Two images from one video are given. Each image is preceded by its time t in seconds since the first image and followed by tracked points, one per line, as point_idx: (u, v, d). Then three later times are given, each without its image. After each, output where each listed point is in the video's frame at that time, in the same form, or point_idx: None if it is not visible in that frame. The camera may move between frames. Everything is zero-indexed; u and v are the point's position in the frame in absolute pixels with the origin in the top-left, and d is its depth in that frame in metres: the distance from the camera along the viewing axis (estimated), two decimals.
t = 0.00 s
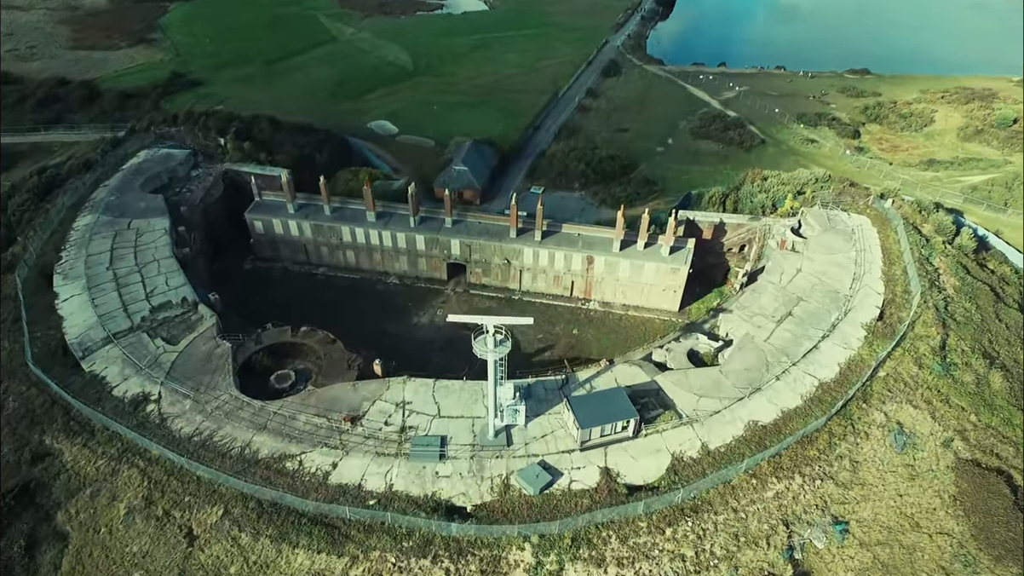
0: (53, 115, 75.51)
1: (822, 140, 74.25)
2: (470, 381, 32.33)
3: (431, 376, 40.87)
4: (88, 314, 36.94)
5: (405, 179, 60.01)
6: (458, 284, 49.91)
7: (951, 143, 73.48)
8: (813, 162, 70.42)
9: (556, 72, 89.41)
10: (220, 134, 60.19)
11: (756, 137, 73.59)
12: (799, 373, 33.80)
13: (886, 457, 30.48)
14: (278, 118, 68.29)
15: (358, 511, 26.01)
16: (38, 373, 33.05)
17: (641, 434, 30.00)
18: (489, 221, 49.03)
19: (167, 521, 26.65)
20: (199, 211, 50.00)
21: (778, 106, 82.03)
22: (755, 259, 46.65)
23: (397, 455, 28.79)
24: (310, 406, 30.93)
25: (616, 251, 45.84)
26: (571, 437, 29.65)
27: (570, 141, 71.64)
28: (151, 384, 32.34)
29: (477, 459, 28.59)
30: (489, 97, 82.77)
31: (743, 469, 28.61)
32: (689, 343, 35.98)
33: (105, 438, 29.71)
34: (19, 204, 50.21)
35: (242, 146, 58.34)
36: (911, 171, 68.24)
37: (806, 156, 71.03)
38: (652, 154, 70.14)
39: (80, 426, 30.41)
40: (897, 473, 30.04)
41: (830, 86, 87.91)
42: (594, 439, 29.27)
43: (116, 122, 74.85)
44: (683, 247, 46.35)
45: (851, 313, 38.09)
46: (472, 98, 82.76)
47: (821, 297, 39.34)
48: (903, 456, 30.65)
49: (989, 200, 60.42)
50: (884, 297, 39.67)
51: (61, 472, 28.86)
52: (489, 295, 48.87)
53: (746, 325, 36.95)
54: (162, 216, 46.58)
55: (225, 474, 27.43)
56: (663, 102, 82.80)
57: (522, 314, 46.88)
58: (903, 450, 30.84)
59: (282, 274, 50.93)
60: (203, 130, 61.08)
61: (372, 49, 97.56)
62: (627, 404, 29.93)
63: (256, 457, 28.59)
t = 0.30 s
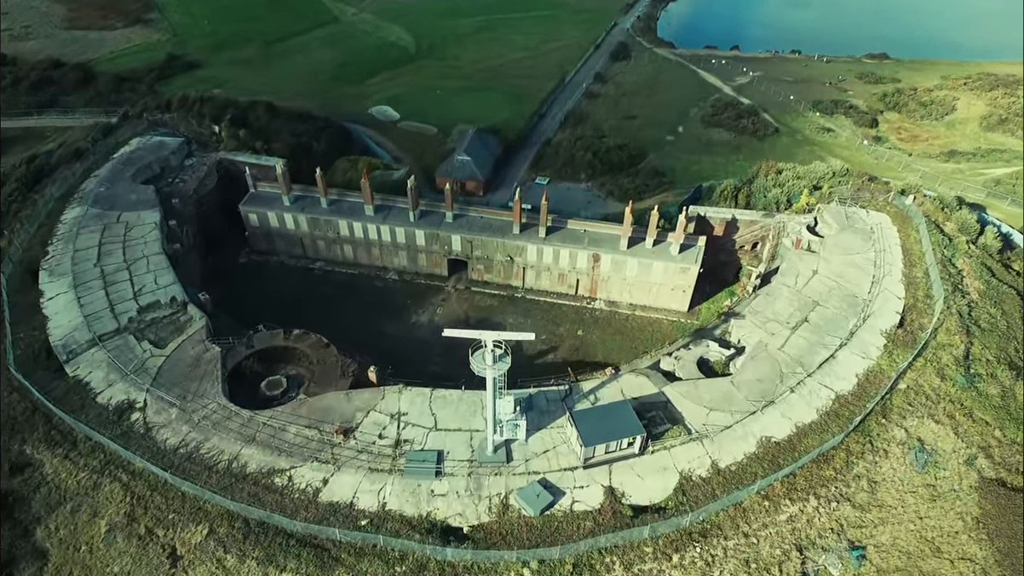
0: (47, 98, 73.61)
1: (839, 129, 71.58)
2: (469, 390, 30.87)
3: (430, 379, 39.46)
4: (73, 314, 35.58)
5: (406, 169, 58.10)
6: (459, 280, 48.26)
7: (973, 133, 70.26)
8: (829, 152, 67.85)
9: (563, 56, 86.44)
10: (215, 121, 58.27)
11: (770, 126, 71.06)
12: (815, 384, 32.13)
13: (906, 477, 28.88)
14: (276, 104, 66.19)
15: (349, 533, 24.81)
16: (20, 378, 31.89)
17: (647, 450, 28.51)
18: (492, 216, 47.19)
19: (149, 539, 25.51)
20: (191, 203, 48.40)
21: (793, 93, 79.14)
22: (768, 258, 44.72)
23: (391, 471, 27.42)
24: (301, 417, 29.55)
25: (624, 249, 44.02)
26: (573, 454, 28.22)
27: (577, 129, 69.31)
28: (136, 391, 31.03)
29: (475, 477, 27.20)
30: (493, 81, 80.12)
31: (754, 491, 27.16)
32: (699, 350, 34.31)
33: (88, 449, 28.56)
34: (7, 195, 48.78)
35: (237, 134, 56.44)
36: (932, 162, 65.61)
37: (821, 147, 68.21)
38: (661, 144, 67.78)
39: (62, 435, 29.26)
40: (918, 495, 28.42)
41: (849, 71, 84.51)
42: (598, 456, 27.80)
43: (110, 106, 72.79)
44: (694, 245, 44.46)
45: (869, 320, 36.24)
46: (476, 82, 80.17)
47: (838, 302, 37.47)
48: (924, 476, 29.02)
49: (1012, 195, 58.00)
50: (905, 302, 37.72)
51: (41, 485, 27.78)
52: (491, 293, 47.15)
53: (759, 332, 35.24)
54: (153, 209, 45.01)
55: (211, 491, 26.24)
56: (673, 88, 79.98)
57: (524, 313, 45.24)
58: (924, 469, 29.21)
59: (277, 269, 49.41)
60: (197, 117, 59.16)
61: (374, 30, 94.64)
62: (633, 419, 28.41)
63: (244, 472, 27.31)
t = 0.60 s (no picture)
0: (40, 82, 71.52)
1: (856, 120, 69.42)
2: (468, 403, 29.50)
3: (429, 384, 38.12)
4: (57, 317, 34.23)
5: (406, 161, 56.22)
6: (460, 278, 46.67)
7: (997, 124, 66.71)
8: (844, 144, 65.78)
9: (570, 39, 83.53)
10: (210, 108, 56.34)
11: (784, 116, 68.76)
12: (831, 400, 30.52)
13: (927, 501, 27.25)
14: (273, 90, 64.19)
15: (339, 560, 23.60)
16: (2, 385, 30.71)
17: (654, 471, 27.09)
18: (494, 212, 45.44)
19: (131, 562, 24.39)
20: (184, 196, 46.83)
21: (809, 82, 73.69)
22: (782, 259, 42.86)
23: (384, 491, 26.12)
24: (292, 431, 28.26)
25: (631, 248, 42.27)
26: (576, 474, 26.85)
27: (584, 118, 67.07)
28: (121, 400, 29.74)
29: (472, 499, 25.88)
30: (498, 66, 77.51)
31: (766, 516, 25.73)
32: (709, 361, 32.75)
33: (69, 464, 27.42)
34: None
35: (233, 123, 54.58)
36: (954, 155, 63.29)
37: (837, 138, 66.23)
38: (671, 135, 65.52)
39: (43, 448, 28.13)
40: (940, 521, 26.76)
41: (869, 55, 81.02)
42: (602, 477, 26.41)
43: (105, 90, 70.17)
44: (704, 245, 42.61)
45: (889, 329, 34.45)
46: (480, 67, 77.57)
47: (856, 309, 35.65)
48: (946, 500, 27.35)
49: None
50: (927, 310, 35.76)
51: (21, 501, 26.68)
52: (493, 292, 45.51)
53: (772, 342, 33.59)
54: (143, 203, 43.43)
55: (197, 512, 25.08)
56: (684, 74, 77.22)
57: (527, 314, 43.67)
58: (946, 493, 27.54)
59: (273, 265, 47.89)
60: (192, 104, 57.31)
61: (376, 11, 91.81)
62: (639, 439, 26.94)
63: (231, 490, 26.08)
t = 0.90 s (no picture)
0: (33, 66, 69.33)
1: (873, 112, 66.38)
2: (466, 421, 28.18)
3: (426, 391, 36.89)
4: (41, 321, 32.98)
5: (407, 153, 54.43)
6: (460, 279, 45.10)
7: None
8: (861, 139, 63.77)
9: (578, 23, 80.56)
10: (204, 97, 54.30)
11: (799, 106, 66.97)
12: (847, 419, 29.01)
13: (948, 531, 25.74)
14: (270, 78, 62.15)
15: None
16: None
17: (660, 497, 25.76)
18: (496, 211, 43.70)
19: None
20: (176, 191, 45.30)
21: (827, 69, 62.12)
22: (795, 263, 41.13)
23: (375, 516, 24.90)
24: (280, 448, 27.01)
25: (638, 251, 40.59)
26: (578, 498, 25.56)
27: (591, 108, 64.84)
28: (104, 412, 28.53)
29: (468, 524, 24.66)
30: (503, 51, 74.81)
31: (777, 547, 24.42)
32: (720, 375, 31.22)
33: (49, 481, 26.40)
34: None
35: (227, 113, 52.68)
36: (977, 151, 60.80)
37: (855, 130, 65.16)
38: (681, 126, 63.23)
39: (22, 464, 27.10)
40: (961, 552, 25.28)
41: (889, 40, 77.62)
42: (605, 503, 25.10)
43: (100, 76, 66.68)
44: (715, 247, 40.88)
45: (909, 343, 32.75)
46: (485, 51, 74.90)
47: (874, 320, 33.93)
48: (968, 530, 25.82)
49: None
50: (949, 322, 33.95)
51: None
52: (495, 293, 44.01)
53: (786, 355, 32.00)
54: (132, 199, 41.92)
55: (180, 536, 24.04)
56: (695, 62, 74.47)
57: (530, 317, 42.16)
58: (967, 522, 25.99)
59: (268, 263, 46.42)
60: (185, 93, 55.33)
61: None
62: (645, 463, 25.55)
63: (216, 512, 24.95)
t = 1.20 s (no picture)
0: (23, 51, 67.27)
1: (892, 104, 63.71)
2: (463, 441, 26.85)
3: (423, 400, 35.71)
4: (23, 327, 31.81)
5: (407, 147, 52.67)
6: (460, 280, 43.64)
7: None
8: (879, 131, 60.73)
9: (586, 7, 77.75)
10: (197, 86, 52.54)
11: (814, 99, 63.57)
12: (863, 443, 27.56)
13: (970, 566, 24.28)
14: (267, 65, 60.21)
15: None
16: None
17: (665, 526, 24.50)
18: (498, 210, 42.07)
19: None
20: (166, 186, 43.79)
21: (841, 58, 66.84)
22: (809, 268, 39.41)
23: (366, 544, 23.76)
24: (268, 469, 25.83)
25: (645, 254, 38.99)
26: (579, 527, 24.32)
27: (598, 99, 62.67)
28: (86, 427, 27.40)
29: (463, 554, 23.50)
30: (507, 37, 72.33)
31: None
32: (729, 393, 29.81)
33: (28, 501, 25.35)
34: None
35: (221, 103, 51.00)
36: (999, 146, 56.98)
37: (872, 123, 61.30)
38: (691, 119, 61.10)
39: None
40: None
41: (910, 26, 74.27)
42: (607, 533, 23.87)
43: (92, 60, 64.56)
44: (726, 252, 39.15)
45: (929, 359, 31.10)
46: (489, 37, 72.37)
47: (892, 334, 32.28)
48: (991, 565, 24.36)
49: None
50: (973, 336, 32.15)
51: None
52: (496, 296, 42.53)
53: (798, 371, 30.53)
54: (120, 196, 40.51)
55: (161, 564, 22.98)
56: (707, 49, 71.80)
57: (532, 322, 40.72)
58: (991, 556, 24.54)
59: (262, 262, 45.04)
60: (178, 83, 53.49)
61: None
62: (651, 490, 24.25)
63: (200, 538, 23.86)
